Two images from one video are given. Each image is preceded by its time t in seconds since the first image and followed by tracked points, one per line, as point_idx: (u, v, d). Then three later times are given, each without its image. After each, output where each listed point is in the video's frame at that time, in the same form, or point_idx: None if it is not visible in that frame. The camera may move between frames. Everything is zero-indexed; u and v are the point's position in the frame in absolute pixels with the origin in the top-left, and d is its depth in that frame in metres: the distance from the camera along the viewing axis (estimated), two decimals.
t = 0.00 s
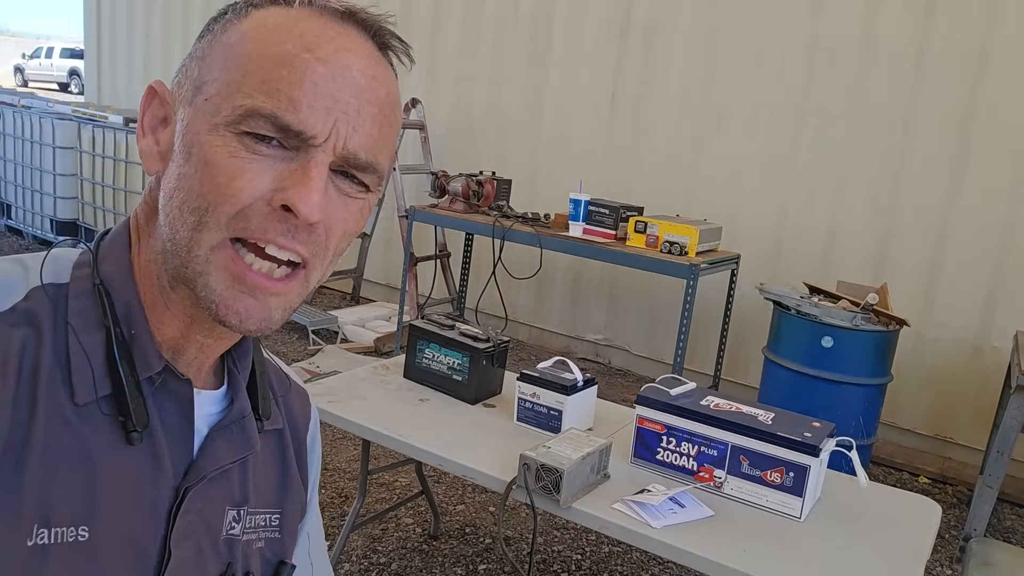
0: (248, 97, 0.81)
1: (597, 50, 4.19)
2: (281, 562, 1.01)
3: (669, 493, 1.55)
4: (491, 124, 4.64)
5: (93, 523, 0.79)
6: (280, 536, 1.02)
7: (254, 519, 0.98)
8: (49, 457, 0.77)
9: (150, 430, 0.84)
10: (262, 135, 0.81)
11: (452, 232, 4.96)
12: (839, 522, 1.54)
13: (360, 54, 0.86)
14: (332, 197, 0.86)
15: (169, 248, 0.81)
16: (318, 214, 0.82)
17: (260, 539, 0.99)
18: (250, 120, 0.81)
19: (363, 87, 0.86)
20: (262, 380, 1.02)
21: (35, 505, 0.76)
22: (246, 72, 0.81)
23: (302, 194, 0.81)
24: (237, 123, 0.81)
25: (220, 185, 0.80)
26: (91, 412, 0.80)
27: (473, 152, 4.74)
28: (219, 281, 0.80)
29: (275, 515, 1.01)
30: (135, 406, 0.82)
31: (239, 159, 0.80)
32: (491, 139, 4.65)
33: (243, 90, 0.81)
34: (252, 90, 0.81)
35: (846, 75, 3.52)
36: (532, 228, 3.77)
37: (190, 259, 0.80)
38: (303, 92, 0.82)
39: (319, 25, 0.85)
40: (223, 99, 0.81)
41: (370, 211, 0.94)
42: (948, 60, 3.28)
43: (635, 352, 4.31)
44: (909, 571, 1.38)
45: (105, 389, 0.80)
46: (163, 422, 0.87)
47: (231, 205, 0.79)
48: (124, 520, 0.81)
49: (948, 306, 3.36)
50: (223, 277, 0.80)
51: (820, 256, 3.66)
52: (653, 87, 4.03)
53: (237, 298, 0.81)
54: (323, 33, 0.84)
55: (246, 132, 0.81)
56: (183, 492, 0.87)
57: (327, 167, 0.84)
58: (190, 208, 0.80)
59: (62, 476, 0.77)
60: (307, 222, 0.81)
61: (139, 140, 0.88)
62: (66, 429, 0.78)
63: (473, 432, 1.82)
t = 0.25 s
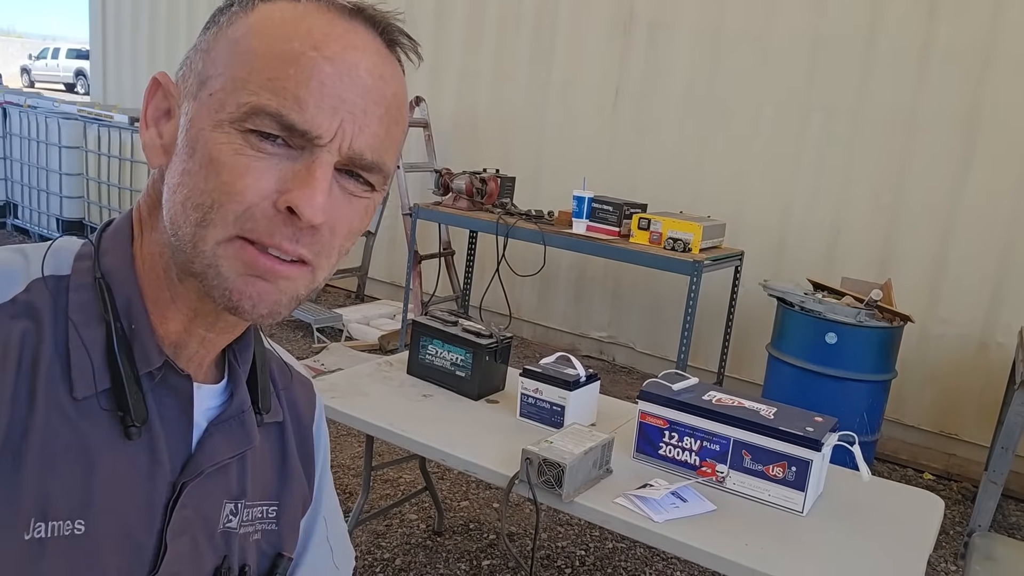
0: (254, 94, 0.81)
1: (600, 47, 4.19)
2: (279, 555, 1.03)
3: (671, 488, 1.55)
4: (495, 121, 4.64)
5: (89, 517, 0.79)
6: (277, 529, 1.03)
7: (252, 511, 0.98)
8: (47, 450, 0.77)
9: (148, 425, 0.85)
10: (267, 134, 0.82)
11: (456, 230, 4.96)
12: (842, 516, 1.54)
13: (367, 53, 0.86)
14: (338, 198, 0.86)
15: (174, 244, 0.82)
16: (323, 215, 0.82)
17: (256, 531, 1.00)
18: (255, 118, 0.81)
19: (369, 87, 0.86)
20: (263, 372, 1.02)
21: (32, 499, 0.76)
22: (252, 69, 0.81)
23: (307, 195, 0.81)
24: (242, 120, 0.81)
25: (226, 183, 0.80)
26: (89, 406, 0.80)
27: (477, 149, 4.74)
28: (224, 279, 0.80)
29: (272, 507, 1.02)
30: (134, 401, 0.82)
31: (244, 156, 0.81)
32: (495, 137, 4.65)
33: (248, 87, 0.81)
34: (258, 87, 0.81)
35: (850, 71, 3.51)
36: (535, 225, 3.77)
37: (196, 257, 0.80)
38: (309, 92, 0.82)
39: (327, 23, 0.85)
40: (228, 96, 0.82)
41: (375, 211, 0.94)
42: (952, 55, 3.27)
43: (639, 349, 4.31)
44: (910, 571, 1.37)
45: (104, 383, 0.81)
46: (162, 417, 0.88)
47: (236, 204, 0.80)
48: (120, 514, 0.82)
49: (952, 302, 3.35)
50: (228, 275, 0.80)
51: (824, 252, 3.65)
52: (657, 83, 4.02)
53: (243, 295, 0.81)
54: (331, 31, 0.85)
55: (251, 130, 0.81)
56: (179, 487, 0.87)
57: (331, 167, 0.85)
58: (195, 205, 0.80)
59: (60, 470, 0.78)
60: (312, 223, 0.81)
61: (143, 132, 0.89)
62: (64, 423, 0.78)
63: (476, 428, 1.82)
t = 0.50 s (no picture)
0: (255, 87, 0.81)
1: (606, 43, 4.19)
2: (283, 549, 1.04)
3: (676, 483, 1.55)
4: (501, 119, 4.64)
5: (92, 506, 0.80)
6: (280, 522, 1.04)
7: (255, 504, 0.99)
8: (50, 441, 0.77)
9: (150, 414, 0.85)
10: (269, 127, 0.81)
11: (462, 228, 4.97)
12: (847, 511, 1.55)
13: (370, 46, 0.86)
14: (339, 191, 0.86)
15: (175, 235, 0.82)
16: (323, 209, 0.82)
17: (260, 524, 1.01)
18: (256, 110, 0.81)
19: (371, 79, 0.86)
20: (267, 365, 1.01)
21: (35, 488, 0.77)
22: (254, 61, 0.81)
23: (307, 189, 0.81)
24: (244, 113, 0.81)
25: (227, 176, 0.80)
26: (91, 396, 0.80)
27: (483, 147, 4.75)
28: (225, 271, 0.81)
29: (275, 500, 1.03)
30: (136, 391, 0.82)
31: (245, 150, 0.81)
32: (501, 134, 4.66)
33: (250, 79, 0.81)
34: (259, 79, 0.81)
35: (856, 67, 3.50)
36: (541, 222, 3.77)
37: (198, 250, 0.81)
38: (311, 84, 0.82)
39: (331, 15, 0.85)
40: (230, 88, 0.82)
41: (377, 203, 0.93)
42: (959, 50, 3.26)
43: (645, 346, 4.32)
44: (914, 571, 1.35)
45: (106, 372, 0.81)
46: (165, 408, 0.88)
47: (237, 197, 0.79)
48: (122, 504, 0.82)
49: (959, 298, 3.34)
50: (230, 269, 0.81)
51: (831, 249, 3.65)
52: (663, 80, 4.02)
53: (244, 287, 0.81)
54: (334, 23, 0.84)
55: (252, 123, 0.81)
56: (183, 478, 0.87)
57: (333, 160, 0.84)
58: (197, 197, 0.80)
59: (63, 460, 0.78)
60: (312, 217, 0.81)
61: (146, 123, 0.90)
62: (67, 414, 0.78)
63: (481, 423, 1.83)
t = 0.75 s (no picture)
0: (265, 90, 0.80)
1: (612, 45, 4.19)
2: (285, 552, 1.04)
3: (682, 485, 1.56)
4: (507, 120, 4.65)
5: (99, 511, 0.79)
6: (281, 526, 1.04)
7: (258, 507, 0.99)
8: (54, 445, 0.76)
9: (155, 416, 0.84)
10: (276, 130, 0.81)
11: (468, 229, 4.98)
12: (853, 514, 1.55)
13: (380, 55, 0.86)
14: (342, 197, 0.85)
15: (177, 235, 0.81)
16: (327, 215, 0.81)
17: (262, 528, 1.01)
18: (264, 113, 0.80)
19: (380, 88, 0.85)
20: (267, 370, 1.02)
21: (42, 492, 0.75)
22: (264, 64, 0.80)
23: (312, 193, 0.81)
24: (253, 115, 0.80)
25: (233, 177, 0.79)
26: (94, 398, 0.79)
27: (489, 148, 4.76)
28: (227, 273, 0.80)
29: (277, 504, 1.03)
30: (140, 393, 0.82)
31: (252, 152, 0.80)
32: (507, 136, 4.67)
33: (259, 82, 0.80)
34: (268, 83, 0.80)
35: (863, 68, 3.50)
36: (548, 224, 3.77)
37: (200, 249, 0.80)
38: (319, 90, 0.81)
39: (341, 22, 0.84)
40: (239, 90, 0.81)
41: (378, 211, 0.93)
42: (966, 51, 3.25)
43: (651, 348, 4.32)
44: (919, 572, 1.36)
45: (110, 374, 0.80)
46: (168, 410, 0.88)
47: (242, 199, 0.79)
48: (128, 508, 0.81)
49: (967, 300, 3.34)
50: (230, 271, 0.80)
51: (837, 251, 3.64)
52: (669, 82, 4.02)
53: (241, 293, 0.81)
54: (344, 31, 0.84)
55: (260, 126, 0.80)
56: (188, 480, 0.87)
57: (338, 166, 0.84)
58: (202, 198, 0.80)
59: (67, 464, 0.77)
60: (315, 222, 0.80)
61: (153, 122, 0.88)
62: (71, 418, 0.77)
63: (488, 425, 1.84)
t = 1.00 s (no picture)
0: (248, 87, 0.81)
1: (619, 54, 4.20)
2: (282, 549, 0.97)
3: (687, 497, 1.55)
4: (513, 129, 4.66)
5: (88, 520, 0.77)
6: (282, 523, 0.97)
7: (255, 506, 0.94)
8: (38, 456, 0.75)
9: (142, 423, 0.82)
10: (260, 128, 0.81)
11: (474, 237, 4.98)
12: (859, 526, 1.54)
13: (362, 50, 0.86)
14: (328, 193, 0.85)
15: (161, 237, 0.80)
16: (314, 209, 0.81)
17: (262, 526, 0.95)
18: (248, 111, 0.80)
19: (362, 82, 0.86)
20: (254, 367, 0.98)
21: (26, 504, 0.74)
22: (246, 61, 0.81)
23: (299, 188, 0.80)
24: (235, 113, 0.80)
25: (218, 175, 0.79)
26: (80, 407, 0.78)
27: (495, 157, 4.77)
28: (214, 272, 0.79)
29: (277, 500, 0.97)
30: (126, 400, 0.80)
31: (237, 149, 0.80)
32: (513, 144, 4.68)
33: (242, 79, 0.81)
34: (252, 80, 0.81)
35: (869, 78, 3.50)
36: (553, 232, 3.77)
37: (186, 249, 0.79)
38: (303, 85, 0.82)
39: (321, 18, 0.85)
40: (221, 88, 0.81)
41: (364, 207, 0.92)
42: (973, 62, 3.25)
43: (656, 357, 4.31)
44: None
45: (93, 383, 0.79)
46: (157, 417, 0.86)
47: (229, 198, 0.79)
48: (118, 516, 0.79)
49: (973, 312, 3.33)
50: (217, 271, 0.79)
51: (843, 261, 3.63)
52: (675, 92, 4.03)
53: (236, 281, 0.79)
54: (325, 27, 0.84)
55: (244, 124, 0.80)
56: (181, 485, 0.84)
57: (323, 161, 0.84)
58: (187, 198, 0.79)
59: (52, 474, 0.75)
60: (304, 217, 0.80)
61: (130, 123, 0.87)
62: (57, 427, 0.76)
63: (492, 434, 1.83)
